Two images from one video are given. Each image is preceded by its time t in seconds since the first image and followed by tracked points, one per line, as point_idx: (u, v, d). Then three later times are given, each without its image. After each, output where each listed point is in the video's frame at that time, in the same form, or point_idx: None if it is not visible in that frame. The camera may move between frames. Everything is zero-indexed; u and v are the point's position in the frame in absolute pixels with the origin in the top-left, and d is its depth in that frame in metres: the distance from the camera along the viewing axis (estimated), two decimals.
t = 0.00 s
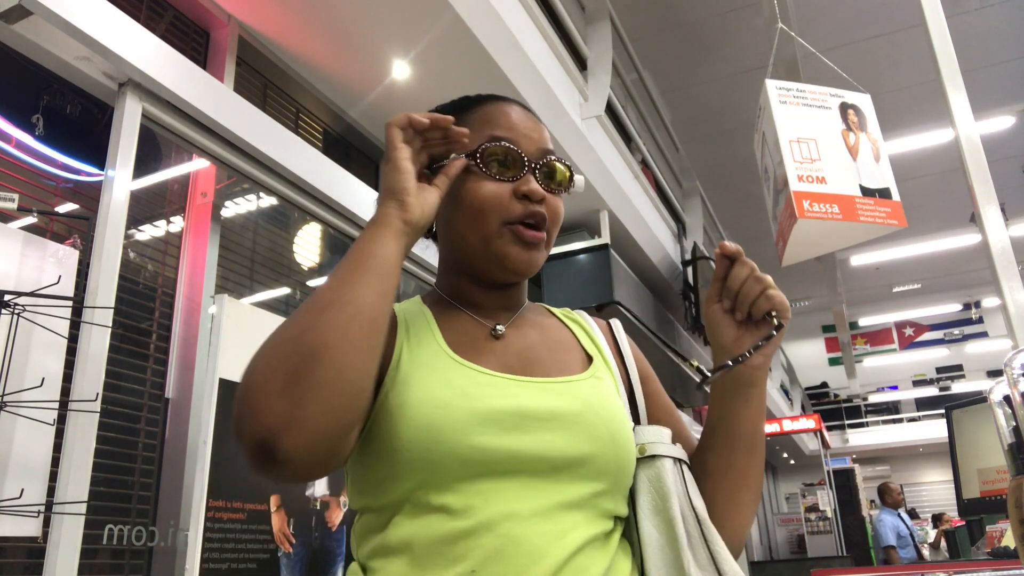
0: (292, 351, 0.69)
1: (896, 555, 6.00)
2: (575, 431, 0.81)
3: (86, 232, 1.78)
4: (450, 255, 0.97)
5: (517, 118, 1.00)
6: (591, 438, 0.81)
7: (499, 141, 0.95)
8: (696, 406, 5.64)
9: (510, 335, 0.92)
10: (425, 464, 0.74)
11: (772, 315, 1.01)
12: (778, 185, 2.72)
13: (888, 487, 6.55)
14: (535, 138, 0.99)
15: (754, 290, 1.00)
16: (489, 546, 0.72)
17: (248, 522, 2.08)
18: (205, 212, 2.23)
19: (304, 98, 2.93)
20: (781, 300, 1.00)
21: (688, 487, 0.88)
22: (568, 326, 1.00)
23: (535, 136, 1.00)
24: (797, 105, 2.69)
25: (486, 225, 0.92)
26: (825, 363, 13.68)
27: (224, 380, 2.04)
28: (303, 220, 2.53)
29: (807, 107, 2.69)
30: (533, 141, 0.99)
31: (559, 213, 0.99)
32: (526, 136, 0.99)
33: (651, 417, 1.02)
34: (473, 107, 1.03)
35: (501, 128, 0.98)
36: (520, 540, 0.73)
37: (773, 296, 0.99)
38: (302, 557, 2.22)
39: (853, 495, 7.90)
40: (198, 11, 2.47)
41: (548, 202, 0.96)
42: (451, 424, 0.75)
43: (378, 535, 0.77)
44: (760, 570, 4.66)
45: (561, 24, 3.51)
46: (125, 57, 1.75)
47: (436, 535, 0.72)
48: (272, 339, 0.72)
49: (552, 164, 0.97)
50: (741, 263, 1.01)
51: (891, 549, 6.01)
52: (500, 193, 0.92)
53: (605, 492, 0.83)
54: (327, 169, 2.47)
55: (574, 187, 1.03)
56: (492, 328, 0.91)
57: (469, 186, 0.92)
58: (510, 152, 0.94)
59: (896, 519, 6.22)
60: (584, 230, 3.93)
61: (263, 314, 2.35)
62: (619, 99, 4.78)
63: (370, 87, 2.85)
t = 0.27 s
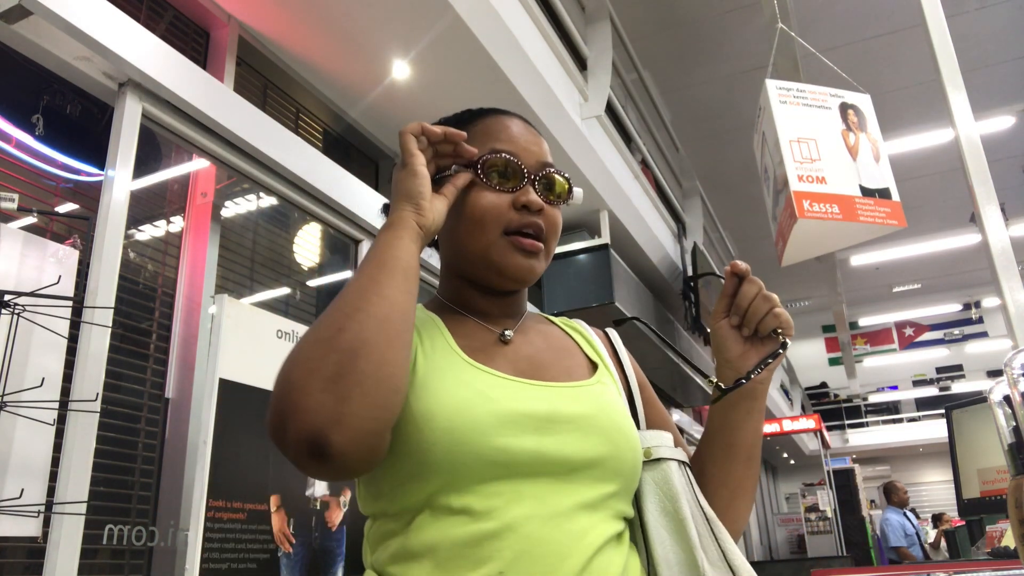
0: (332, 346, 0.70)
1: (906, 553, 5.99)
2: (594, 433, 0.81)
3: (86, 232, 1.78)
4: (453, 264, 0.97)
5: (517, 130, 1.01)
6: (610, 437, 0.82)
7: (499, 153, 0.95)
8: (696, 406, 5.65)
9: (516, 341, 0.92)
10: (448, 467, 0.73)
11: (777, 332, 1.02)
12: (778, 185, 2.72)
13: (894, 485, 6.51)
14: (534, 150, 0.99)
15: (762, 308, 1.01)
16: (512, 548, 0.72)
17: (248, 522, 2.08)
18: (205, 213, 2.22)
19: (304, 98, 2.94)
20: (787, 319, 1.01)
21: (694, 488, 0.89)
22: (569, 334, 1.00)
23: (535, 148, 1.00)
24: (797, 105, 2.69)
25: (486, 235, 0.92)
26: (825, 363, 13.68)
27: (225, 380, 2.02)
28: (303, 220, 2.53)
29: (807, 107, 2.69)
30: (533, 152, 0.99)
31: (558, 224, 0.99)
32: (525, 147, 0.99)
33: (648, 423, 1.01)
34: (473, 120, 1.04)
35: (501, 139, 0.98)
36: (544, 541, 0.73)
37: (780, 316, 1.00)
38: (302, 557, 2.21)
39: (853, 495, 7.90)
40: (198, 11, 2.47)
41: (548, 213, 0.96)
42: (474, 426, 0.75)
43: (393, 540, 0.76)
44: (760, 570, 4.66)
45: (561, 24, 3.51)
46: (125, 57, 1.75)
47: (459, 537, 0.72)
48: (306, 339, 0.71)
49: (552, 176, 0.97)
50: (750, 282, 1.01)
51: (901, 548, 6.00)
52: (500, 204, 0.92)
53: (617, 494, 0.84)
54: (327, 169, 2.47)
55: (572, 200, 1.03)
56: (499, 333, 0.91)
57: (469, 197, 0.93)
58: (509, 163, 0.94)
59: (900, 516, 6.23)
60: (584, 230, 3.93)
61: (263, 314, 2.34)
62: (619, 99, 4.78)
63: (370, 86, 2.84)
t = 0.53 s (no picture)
0: (348, 356, 0.70)
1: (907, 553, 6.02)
2: (604, 434, 0.81)
3: (86, 232, 1.78)
4: (454, 273, 0.97)
5: (513, 141, 1.01)
6: (619, 438, 0.83)
7: (495, 164, 0.95)
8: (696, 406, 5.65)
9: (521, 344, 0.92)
10: (461, 468, 0.74)
11: (776, 333, 1.02)
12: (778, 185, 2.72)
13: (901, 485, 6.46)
14: (530, 159, 0.99)
15: (761, 310, 1.01)
16: (527, 548, 0.72)
17: (248, 522, 2.07)
18: (205, 213, 2.22)
19: (304, 99, 2.93)
20: (786, 320, 1.01)
21: (698, 488, 0.89)
22: (571, 339, 1.00)
23: (531, 158, 1.00)
24: (797, 105, 2.69)
25: (486, 244, 0.92)
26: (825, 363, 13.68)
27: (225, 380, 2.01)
28: (303, 220, 2.53)
29: (807, 107, 2.69)
30: (529, 162, 0.99)
31: (556, 232, 0.99)
32: (521, 157, 0.99)
33: (648, 425, 1.01)
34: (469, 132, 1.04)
35: (497, 150, 0.98)
36: (559, 541, 0.73)
37: (779, 317, 1.00)
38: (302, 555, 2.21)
39: (853, 495, 7.90)
40: (198, 11, 2.47)
41: (545, 221, 0.96)
42: (485, 428, 0.75)
43: (407, 544, 0.76)
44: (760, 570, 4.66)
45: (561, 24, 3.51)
46: (125, 57, 1.75)
47: (475, 539, 0.72)
48: (321, 350, 0.71)
49: (548, 185, 0.97)
50: (748, 284, 1.02)
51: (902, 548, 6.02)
52: (498, 214, 0.93)
53: (626, 493, 0.84)
54: (327, 169, 2.47)
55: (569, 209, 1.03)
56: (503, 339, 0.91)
57: (467, 209, 0.93)
58: (505, 174, 0.94)
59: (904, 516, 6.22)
60: (584, 229, 3.93)
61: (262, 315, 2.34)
62: (619, 99, 4.78)
63: (370, 86, 2.84)
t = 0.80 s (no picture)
0: (352, 372, 0.70)
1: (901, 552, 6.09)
2: (606, 436, 0.81)
3: (86, 232, 1.77)
4: (454, 277, 0.97)
5: (512, 146, 1.01)
6: (622, 442, 0.83)
7: (494, 168, 0.95)
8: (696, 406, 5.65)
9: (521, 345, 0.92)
10: (464, 468, 0.74)
11: (776, 336, 1.02)
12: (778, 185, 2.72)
13: (913, 485, 6.38)
14: (529, 164, 0.99)
15: (761, 312, 1.01)
16: (530, 547, 0.72)
17: (248, 522, 2.07)
18: (205, 213, 2.22)
19: (304, 99, 2.93)
20: (786, 323, 1.01)
21: (699, 487, 0.89)
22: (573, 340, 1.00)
23: (530, 162, 1.00)
24: (798, 105, 2.69)
25: (485, 247, 0.92)
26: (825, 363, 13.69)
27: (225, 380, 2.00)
28: (303, 220, 2.53)
29: (807, 107, 2.69)
30: (528, 166, 0.99)
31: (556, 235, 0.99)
32: (521, 162, 0.99)
33: (649, 426, 1.01)
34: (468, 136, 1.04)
35: (496, 154, 0.98)
36: (562, 540, 0.73)
37: (779, 319, 1.00)
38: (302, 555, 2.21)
39: (853, 495, 7.91)
40: (198, 11, 2.47)
41: (544, 224, 0.96)
42: (488, 430, 0.75)
43: (410, 545, 0.76)
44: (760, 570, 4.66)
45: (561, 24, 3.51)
46: (125, 57, 1.75)
47: (478, 538, 0.71)
48: (324, 368, 0.71)
49: (548, 188, 0.97)
50: (748, 287, 1.02)
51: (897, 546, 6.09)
52: (497, 218, 0.93)
53: (628, 493, 0.84)
54: (327, 170, 2.47)
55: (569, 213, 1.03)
56: (504, 341, 0.91)
57: (466, 212, 0.93)
58: (504, 178, 0.94)
59: (908, 514, 6.19)
60: (584, 229, 3.93)
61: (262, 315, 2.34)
62: (619, 99, 4.78)
63: (370, 86, 2.84)
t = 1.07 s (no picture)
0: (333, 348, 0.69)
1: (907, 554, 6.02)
2: (594, 435, 0.81)
3: (86, 232, 1.77)
4: (453, 265, 0.97)
5: (517, 130, 1.01)
6: (609, 439, 0.82)
7: (499, 153, 0.95)
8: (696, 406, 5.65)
9: (517, 340, 0.92)
10: (450, 467, 0.73)
11: (777, 331, 1.02)
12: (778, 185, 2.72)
13: (897, 487, 6.47)
14: (534, 151, 0.99)
15: (762, 308, 1.01)
16: (512, 548, 0.72)
17: (248, 522, 2.07)
18: (205, 213, 2.23)
19: (304, 98, 2.94)
20: (787, 317, 1.01)
21: (692, 488, 0.89)
22: (570, 336, 0.99)
23: (535, 149, 1.00)
24: (798, 105, 2.69)
25: (487, 235, 0.92)
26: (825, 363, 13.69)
27: (225, 380, 2.00)
28: (303, 220, 2.53)
29: (807, 107, 2.69)
30: (533, 153, 0.99)
31: (558, 224, 0.99)
32: (525, 149, 0.99)
33: (648, 423, 1.01)
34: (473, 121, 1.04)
35: (501, 140, 0.98)
36: (545, 541, 0.73)
37: (779, 315, 1.00)
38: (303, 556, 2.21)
39: (853, 495, 7.91)
40: (198, 11, 2.47)
41: (547, 213, 0.96)
42: (477, 426, 0.75)
43: (395, 540, 0.76)
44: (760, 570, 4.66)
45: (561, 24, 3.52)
46: (125, 57, 1.75)
47: (460, 538, 0.72)
48: (308, 339, 0.71)
49: (552, 176, 0.97)
50: (749, 282, 1.01)
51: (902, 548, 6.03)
52: (500, 205, 0.93)
53: (618, 493, 0.84)
54: (327, 169, 2.47)
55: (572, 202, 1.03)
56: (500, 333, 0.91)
57: (469, 198, 0.93)
58: (509, 164, 0.94)
59: (900, 517, 6.22)
60: (584, 230, 3.93)
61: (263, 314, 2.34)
62: (619, 99, 4.78)
63: (370, 86, 2.84)
